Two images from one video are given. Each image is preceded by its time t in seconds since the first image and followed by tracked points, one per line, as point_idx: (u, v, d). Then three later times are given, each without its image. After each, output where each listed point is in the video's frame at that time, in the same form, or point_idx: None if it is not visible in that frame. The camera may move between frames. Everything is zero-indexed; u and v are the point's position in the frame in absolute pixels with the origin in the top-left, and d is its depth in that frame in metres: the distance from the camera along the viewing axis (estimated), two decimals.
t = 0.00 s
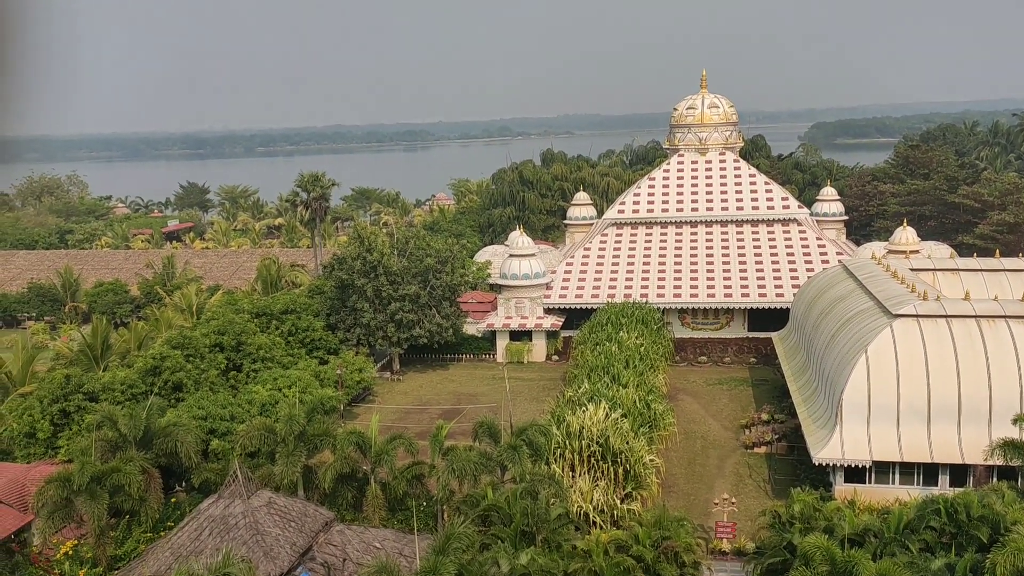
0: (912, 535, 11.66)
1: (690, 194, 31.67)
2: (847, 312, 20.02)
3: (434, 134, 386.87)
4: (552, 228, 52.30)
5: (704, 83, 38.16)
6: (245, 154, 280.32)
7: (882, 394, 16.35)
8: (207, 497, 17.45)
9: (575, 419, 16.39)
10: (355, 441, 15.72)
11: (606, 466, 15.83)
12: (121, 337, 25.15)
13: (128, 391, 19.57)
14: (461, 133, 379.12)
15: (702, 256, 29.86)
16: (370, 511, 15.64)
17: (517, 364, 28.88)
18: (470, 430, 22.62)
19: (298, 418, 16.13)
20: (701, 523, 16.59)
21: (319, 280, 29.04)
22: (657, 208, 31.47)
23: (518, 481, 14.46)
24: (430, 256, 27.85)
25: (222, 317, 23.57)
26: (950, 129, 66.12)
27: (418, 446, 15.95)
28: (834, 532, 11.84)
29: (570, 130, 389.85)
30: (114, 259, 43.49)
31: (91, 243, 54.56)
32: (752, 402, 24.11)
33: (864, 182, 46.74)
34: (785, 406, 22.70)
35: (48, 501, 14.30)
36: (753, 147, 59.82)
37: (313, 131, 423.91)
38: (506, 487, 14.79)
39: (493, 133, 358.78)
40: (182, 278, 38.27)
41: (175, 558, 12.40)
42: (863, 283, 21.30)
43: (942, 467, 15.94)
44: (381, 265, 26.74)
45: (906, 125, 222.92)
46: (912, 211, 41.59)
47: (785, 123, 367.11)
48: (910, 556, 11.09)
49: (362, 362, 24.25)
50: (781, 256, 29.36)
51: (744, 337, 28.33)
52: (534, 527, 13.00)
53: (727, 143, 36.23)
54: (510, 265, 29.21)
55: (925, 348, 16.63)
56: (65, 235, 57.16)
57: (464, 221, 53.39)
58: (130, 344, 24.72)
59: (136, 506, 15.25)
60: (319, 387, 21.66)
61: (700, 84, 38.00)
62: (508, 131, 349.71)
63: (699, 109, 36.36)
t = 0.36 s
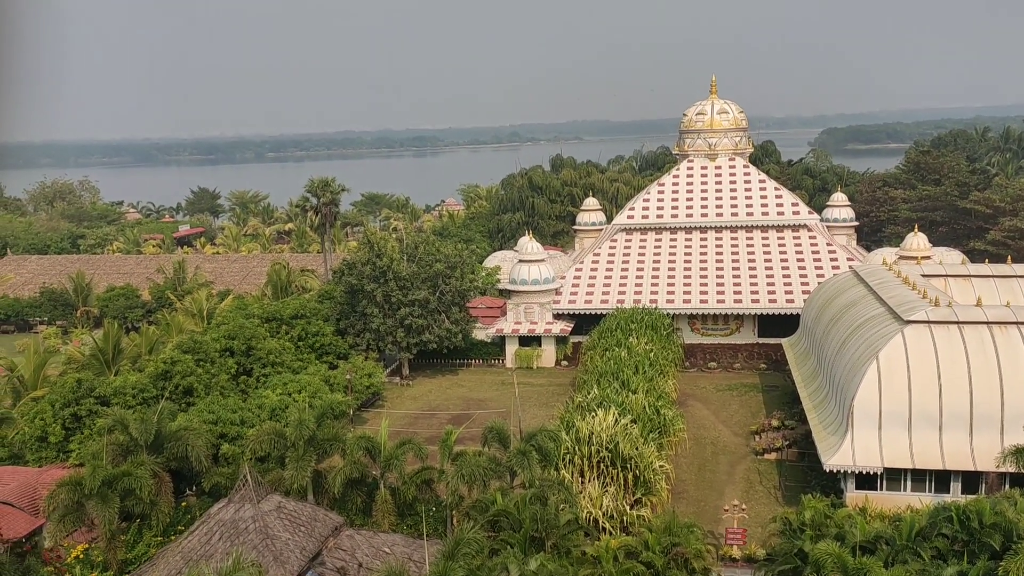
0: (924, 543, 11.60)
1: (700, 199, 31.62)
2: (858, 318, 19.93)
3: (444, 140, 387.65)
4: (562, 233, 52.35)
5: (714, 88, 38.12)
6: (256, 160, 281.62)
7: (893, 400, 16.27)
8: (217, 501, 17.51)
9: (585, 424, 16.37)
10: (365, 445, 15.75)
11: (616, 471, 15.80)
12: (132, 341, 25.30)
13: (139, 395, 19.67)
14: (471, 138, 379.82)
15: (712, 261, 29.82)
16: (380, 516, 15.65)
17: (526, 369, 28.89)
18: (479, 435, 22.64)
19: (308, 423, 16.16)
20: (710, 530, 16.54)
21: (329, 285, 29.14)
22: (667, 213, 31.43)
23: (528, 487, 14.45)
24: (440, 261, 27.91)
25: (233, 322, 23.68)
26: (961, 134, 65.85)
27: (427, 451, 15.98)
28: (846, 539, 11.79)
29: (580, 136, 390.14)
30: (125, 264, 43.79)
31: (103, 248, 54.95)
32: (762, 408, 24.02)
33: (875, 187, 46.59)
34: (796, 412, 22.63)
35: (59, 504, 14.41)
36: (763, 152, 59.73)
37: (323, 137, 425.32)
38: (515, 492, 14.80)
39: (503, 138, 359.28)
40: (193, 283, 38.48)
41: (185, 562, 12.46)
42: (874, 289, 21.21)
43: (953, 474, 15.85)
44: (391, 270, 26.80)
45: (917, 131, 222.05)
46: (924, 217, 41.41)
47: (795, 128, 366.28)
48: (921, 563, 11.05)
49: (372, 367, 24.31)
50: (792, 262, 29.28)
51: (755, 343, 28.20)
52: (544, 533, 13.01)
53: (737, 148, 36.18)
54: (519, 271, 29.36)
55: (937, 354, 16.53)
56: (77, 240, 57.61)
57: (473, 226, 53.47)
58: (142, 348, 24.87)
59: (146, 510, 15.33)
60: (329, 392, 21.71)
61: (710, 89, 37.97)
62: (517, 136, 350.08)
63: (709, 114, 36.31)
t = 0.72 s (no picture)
0: (937, 550, 11.53)
1: (712, 204, 31.55)
2: (871, 324, 19.82)
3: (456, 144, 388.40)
4: (573, 237, 52.34)
5: (726, 92, 38.03)
6: (269, 163, 282.96)
7: (907, 407, 16.17)
8: (229, 503, 17.58)
9: (596, 429, 16.34)
10: (376, 449, 15.78)
11: (627, 476, 15.77)
12: (146, 344, 25.46)
13: (152, 398, 19.77)
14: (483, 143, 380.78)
15: (724, 266, 29.74)
16: (390, 519, 15.65)
17: (538, 373, 28.89)
18: (490, 439, 22.65)
19: (320, 426, 16.20)
20: (722, 536, 16.47)
21: (341, 288, 29.21)
22: (679, 218, 31.37)
23: (538, 492, 14.45)
24: (452, 265, 27.97)
25: (245, 325, 23.78)
26: (976, 139, 65.46)
27: (438, 454, 16.00)
28: (859, 546, 11.75)
29: (592, 141, 389.76)
30: (139, 267, 44.06)
31: (117, 251, 55.31)
32: (774, 414, 23.92)
33: (889, 192, 46.35)
34: (808, 417, 22.53)
35: (73, 505, 14.52)
36: (776, 157, 59.56)
37: (336, 141, 426.97)
38: (526, 497, 14.80)
39: (515, 142, 359.43)
40: (206, 286, 38.68)
41: (196, 565, 12.52)
42: (887, 294, 21.10)
43: (967, 482, 15.75)
44: (402, 274, 26.85)
45: (931, 136, 220.82)
46: (938, 222, 41.18)
47: (808, 133, 365.15)
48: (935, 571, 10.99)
49: (383, 371, 24.35)
50: (804, 267, 29.17)
51: (767, 348, 28.10)
52: (554, 538, 12.98)
53: (749, 153, 36.08)
54: (531, 275, 29.22)
55: (951, 361, 16.43)
56: (92, 243, 58.04)
57: (485, 230, 53.51)
58: (155, 350, 25.01)
59: (159, 512, 15.41)
60: (340, 395, 21.76)
61: (723, 94, 37.88)
62: (530, 140, 350.20)
63: (722, 119, 36.22)
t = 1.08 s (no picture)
0: (968, 564, 11.36)
1: (741, 210, 31.34)
2: (903, 333, 19.58)
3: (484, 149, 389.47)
4: (600, 243, 52.27)
5: (756, 98, 37.80)
6: (299, 167, 285.68)
7: (938, 417, 15.96)
8: (255, 504, 17.75)
9: (622, 435, 16.31)
10: (401, 452, 15.87)
11: (653, 484, 15.72)
12: (176, 344, 25.78)
13: (181, 398, 20.03)
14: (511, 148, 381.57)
15: (753, 273, 29.53)
16: (415, 523, 15.73)
17: (563, 379, 28.86)
18: (515, 444, 22.67)
19: (346, 428, 16.33)
20: (748, 545, 16.34)
21: (369, 291, 29.38)
22: (707, 224, 31.21)
23: (563, 497, 14.45)
24: (479, 270, 28.06)
25: (274, 327, 24.00)
26: (1011, 147, 64.44)
27: (464, 459, 16.06)
28: (888, 559, 11.62)
29: (620, 146, 388.48)
30: (171, 268, 44.65)
31: (149, 252, 56.11)
32: (802, 423, 23.69)
33: (921, 200, 45.77)
34: (837, 427, 22.29)
35: (103, 503, 14.74)
36: (806, 164, 59.09)
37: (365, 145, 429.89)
38: (551, 502, 14.80)
39: (543, 147, 359.38)
40: (236, 288, 39.08)
41: (223, 564, 12.67)
42: (919, 304, 20.83)
43: (1000, 494, 15.50)
44: (430, 278, 26.99)
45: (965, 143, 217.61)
46: (971, 231, 40.59)
47: (839, 139, 361.46)
48: None
49: (409, 374, 24.47)
50: (834, 275, 28.88)
51: (795, 355, 27.92)
52: (579, 544, 12.95)
53: (779, 160, 35.80)
54: (558, 280, 29.28)
55: (984, 371, 16.18)
56: (125, 244, 58.95)
57: (512, 235, 53.58)
58: (185, 351, 25.32)
59: (187, 511, 15.60)
60: (367, 398, 21.89)
61: (753, 100, 37.66)
62: (558, 145, 349.92)
63: (751, 125, 36.03)
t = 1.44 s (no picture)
0: None
1: (767, 217, 31.14)
2: (932, 342, 19.33)
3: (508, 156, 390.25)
4: (625, 249, 52.15)
5: (783, 105, 37.57)
6: (324, 173, 288.05)
7: (967, 428, 15.74)
8: (280, 508, 17.86)
9: (646, 443, 16.25)
10: (425, 457, 15.93)
11: (677, 492, 15.62)
12: (203, 349, 26.07)
13: (207, 402, 20.25)
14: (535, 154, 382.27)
15: (779, 281, 29.30)
16: (438, 529, 15.78)
17: (587, 385, 28.79)
18: (539, 451, 22.66)
19: (370, 433, 16.40)
20: (773, 555, 16.18)
21: (393, 297, 29.54)
22: (733, 231, 31.02)
23: (586, 505, 14.43)
24: (503, 276, 28.13)
25: (299, 332, 24.21)
26: None
27: (487, 465, 16.09)
28: (915, 571, 11.48)
29: (645, 152, 387.93)
30: (198, 273, 45.20)
31: (177, 257, 56.80)
32: (828, 432, 23.46)
33: (951, 208, 45.21)
34: (865, 437, 22.04)
35: (130, 505, 14.90)
36: (833, 171, 58.59)
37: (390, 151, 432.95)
38: (574, 510, 14.77)
39: (568, 153, 359.15)
40: (262, 293, 39.44)
41: (248, 567, 12.78)
42: (949, 313, 20.54)
43: None
44: (454, 284, 27.09)
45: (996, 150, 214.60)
46: (1002, 239, 40.01)
47: (866, 146, 358.29)
48: None
49: (433, 380, 24.54)
50: (862, 283, 28.58)
51: (822, 364, 27.73)
52: (602, 552, 12.86)
53: (806, 166, 35.52)
54: (582, 287, 29.21)
55: (1015, 382, 15.93)
56: (154, 249, 59.77)
57: (536, 242, 53.57)
58: (211, 355, 25.61)
59: (212, 513, 15.75)
60: (391, 403, 21.98)
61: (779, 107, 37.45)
62: (583, 151, 349.52)
63: (778, 132, 35.83)
